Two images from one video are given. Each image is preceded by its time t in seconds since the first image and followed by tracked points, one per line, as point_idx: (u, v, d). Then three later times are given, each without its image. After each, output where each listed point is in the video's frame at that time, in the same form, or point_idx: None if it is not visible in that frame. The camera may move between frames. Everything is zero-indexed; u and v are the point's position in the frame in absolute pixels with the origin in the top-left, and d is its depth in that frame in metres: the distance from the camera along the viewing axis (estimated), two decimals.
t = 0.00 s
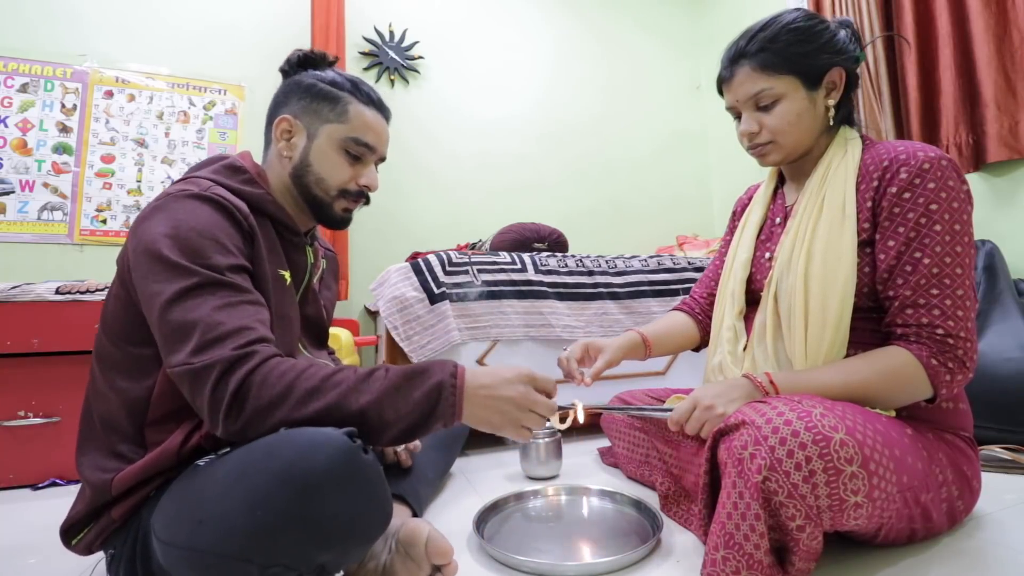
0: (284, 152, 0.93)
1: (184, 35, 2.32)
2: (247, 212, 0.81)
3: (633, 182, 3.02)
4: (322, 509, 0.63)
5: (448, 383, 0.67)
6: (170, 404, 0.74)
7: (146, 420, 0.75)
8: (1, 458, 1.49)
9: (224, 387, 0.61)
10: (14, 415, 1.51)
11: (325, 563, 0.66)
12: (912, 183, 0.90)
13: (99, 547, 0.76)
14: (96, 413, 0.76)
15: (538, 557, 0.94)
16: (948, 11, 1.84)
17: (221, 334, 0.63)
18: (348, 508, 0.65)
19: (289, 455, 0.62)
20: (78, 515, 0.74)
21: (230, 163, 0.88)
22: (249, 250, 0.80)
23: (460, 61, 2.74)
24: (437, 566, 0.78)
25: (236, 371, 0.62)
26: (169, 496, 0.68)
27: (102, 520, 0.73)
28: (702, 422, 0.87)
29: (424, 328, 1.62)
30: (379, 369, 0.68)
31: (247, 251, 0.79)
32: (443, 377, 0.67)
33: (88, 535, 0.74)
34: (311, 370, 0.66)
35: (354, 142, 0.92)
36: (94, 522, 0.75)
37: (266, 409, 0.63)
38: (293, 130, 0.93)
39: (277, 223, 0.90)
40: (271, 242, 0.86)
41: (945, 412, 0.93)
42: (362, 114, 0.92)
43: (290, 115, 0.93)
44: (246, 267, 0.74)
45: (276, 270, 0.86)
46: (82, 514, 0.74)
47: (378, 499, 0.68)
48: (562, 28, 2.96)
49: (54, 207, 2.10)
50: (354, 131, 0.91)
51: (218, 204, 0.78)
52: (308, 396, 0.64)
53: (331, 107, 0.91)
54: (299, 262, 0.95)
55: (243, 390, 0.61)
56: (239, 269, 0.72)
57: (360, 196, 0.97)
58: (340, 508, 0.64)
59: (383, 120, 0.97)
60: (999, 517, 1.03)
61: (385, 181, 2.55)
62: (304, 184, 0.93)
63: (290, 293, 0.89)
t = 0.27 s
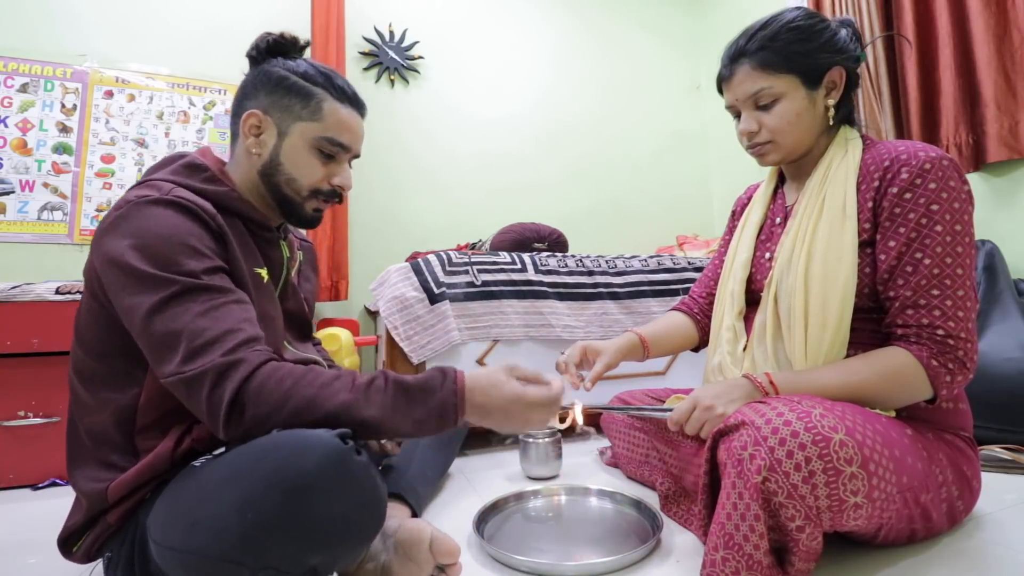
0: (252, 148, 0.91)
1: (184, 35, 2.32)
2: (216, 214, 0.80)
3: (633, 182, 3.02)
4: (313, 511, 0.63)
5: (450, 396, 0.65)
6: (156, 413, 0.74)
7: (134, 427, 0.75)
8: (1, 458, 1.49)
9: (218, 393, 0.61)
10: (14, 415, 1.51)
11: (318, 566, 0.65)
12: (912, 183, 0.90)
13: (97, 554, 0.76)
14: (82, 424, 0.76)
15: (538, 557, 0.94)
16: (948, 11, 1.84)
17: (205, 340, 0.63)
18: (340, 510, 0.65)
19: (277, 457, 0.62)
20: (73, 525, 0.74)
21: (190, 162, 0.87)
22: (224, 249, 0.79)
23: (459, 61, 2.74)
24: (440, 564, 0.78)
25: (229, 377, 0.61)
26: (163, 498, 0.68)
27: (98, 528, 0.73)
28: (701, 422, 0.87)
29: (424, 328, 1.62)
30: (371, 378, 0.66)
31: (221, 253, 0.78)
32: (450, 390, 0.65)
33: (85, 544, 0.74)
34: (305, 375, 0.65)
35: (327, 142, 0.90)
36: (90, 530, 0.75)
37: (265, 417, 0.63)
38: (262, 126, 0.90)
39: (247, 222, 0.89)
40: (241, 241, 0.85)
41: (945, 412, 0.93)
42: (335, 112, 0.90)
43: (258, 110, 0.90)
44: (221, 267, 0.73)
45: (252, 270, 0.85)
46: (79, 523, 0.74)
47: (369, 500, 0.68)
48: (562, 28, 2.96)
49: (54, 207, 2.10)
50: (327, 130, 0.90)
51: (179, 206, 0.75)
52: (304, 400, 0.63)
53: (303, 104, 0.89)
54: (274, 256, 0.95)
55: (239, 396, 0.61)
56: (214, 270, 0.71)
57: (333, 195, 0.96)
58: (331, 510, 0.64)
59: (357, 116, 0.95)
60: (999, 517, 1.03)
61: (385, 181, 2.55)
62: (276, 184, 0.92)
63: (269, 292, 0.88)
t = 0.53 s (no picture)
0: (215, 144, 0.91)
1: (184, 35, 2.32)
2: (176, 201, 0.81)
3: (633, 182, 3.02)
4: (290, 516, 0.63)
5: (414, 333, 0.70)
6: (126, 416, 0.74)
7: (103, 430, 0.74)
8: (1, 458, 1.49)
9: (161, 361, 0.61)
10: (14, 415, 1.51)
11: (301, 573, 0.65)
12: (913, 183, 0.90)
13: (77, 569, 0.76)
14: (51, 433, 0.75)
15: (538, 557, 0.94)
16: (948, 11, 1.84)
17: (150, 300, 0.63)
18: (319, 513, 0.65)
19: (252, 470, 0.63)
20: (47, 541, 0.74)
21: (150, 159, 0.87)
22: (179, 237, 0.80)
23: (459, 61, 2.74)
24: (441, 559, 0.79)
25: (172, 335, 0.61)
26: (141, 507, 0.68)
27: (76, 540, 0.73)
28: (701, 423, 0.87)
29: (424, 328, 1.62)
30: (306, 326, 0.67)
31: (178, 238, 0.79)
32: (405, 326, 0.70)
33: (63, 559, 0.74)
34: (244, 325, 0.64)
35: (291, 136, 0.90)
36: (68, 544, 0.74)
37: (196, 373, 0.61)
38: (225, 122, 0.90)
39: (212, 216, 0.90)
40: (202, 232, 0.86)
41: (945, 412, 0.93)
42: (298, 106, 0.90)
43: (220, 106, 0.90)
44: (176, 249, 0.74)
45: (212, 263, 0.86)
46: (51, 538, 0.74)
47: (350, 505, 0.67)
48: (562, 28, 2.96)
49: (55, 207, 2.10)
50: (291, 124, 0.90)
51: (140, 190, 0.77)
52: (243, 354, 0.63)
53: (265, 98, 0.89)
54: (242, 253, 0.96)
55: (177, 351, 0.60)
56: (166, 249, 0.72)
57: (301, 189, 0.96)
58: (309, 515, 0.64)
59: (323, 110, 0.95)
60: (999, 517, 1.03)
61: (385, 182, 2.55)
62: (241, 180, 0.92)
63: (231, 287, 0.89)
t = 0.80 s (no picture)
0: (196, 150, 0.95)
1: (183, 35, 2.32)
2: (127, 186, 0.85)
3: (633, 182, 3.02)
4: (94, 427, 0.56)
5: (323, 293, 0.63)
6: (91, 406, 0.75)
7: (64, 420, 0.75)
8: (2, 458, 1.50)
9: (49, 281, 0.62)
10: (14, 415, 1.51)
11: (147, 488, 0.57)
12: (915, 183, 0.90)
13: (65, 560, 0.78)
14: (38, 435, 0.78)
15: (538, 557, 0.94)
16: (948, 11, 1.84)
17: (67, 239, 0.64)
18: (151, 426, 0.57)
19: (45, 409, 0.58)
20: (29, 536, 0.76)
21: (129, 165, 0.91)
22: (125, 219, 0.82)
23: (459, 61, 2.74)
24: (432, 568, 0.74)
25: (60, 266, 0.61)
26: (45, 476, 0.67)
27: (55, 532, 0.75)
28: (701, 423, 0.87)
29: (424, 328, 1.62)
30: (196, 265, 0.62)
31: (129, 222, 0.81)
32: (317, 285, 0.63)
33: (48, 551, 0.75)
34: (130, 257, 0.62)
35: (270, 142, 0.94)
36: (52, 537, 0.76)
37: (63, 291, 0.60)
38: (207, 129, 0.94)
39: (182, 213, 0.93)
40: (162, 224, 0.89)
41: (946, 412, 0.93)
42: (277, 114, 0.94)
43: (203, 114, 0.94)
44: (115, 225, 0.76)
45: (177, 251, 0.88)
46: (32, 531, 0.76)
47: (186, 406, 0.59)
48: (562, 28, 2.96)
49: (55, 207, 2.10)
50: (269, 131, 0.94)
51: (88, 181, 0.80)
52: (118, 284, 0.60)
53: (246, 107, 0.93)
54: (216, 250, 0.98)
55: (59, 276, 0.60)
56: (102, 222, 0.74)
57: (279, 194, 1.00)
58: (127, 427, 0.56)
59: (302, 118, 0.99)
60: (999, 517, 1.03)
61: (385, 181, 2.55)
62: (222, 185, 0.96)
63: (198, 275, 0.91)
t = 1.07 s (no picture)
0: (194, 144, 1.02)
1: (183, 35, 2.32)
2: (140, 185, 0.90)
3: (633, 182, 3.02)
4: (59, 411, 0.59)
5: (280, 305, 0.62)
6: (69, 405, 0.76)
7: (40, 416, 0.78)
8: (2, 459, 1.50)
9: None
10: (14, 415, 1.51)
11: (118, 472, 0.61)
12: (917, 184, 0.90)
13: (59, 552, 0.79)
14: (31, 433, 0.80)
15: (538, 557, 0.94)
16: (948, 10, 1.84)
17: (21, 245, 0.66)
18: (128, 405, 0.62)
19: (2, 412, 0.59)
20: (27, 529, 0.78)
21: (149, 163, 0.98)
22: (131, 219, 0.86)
23: (459, 61, 2.74)
24: None
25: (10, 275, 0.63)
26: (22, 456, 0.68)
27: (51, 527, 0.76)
28: (701, 424, 0.87)
29: (424, 328, 1.62)
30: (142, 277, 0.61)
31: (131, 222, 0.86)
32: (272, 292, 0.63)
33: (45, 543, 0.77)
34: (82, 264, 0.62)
35: (248, 121, 0.95)
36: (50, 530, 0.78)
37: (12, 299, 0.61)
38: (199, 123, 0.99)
39: (196, 213, 0.96)
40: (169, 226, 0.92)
41: (946, 412, 0.93)
42: (253, 93, 0.95)
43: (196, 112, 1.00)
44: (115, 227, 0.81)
45: (184, 253, 0.92)
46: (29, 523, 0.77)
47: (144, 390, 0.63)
48: (561, 28, 2.96)
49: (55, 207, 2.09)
50: (245, 109, 0.95)
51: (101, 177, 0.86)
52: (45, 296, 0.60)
53: (226, 92, 0.96)
54: (229, 253, 1.00)
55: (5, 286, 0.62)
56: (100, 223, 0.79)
57: (269, 177, 0.98)
58: (92, 409, 0.60)
59: (288, 97, 0.99)
60: (999, 517, 1.03)
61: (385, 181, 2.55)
62: (213, 174, 0.98)
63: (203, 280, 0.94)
